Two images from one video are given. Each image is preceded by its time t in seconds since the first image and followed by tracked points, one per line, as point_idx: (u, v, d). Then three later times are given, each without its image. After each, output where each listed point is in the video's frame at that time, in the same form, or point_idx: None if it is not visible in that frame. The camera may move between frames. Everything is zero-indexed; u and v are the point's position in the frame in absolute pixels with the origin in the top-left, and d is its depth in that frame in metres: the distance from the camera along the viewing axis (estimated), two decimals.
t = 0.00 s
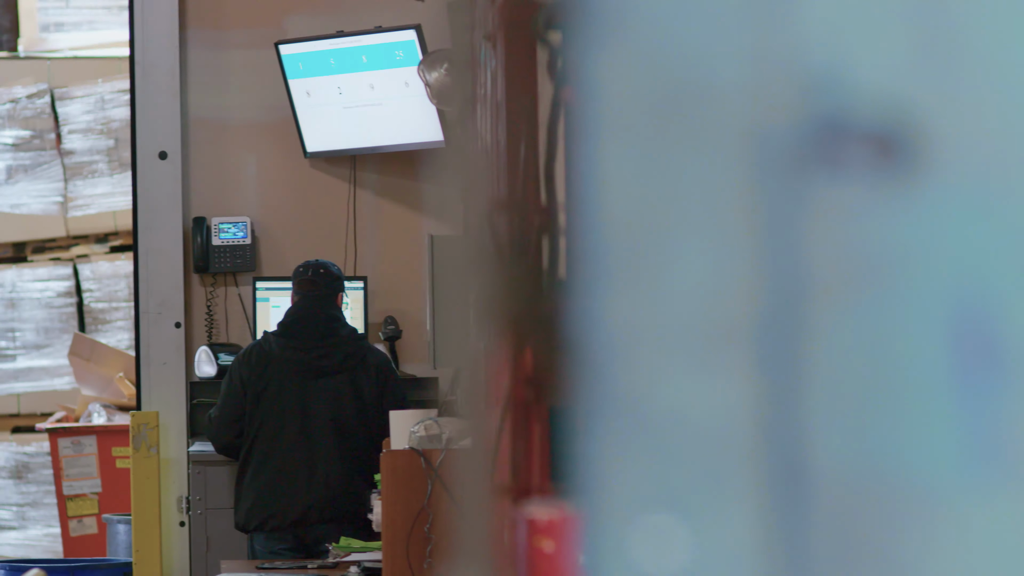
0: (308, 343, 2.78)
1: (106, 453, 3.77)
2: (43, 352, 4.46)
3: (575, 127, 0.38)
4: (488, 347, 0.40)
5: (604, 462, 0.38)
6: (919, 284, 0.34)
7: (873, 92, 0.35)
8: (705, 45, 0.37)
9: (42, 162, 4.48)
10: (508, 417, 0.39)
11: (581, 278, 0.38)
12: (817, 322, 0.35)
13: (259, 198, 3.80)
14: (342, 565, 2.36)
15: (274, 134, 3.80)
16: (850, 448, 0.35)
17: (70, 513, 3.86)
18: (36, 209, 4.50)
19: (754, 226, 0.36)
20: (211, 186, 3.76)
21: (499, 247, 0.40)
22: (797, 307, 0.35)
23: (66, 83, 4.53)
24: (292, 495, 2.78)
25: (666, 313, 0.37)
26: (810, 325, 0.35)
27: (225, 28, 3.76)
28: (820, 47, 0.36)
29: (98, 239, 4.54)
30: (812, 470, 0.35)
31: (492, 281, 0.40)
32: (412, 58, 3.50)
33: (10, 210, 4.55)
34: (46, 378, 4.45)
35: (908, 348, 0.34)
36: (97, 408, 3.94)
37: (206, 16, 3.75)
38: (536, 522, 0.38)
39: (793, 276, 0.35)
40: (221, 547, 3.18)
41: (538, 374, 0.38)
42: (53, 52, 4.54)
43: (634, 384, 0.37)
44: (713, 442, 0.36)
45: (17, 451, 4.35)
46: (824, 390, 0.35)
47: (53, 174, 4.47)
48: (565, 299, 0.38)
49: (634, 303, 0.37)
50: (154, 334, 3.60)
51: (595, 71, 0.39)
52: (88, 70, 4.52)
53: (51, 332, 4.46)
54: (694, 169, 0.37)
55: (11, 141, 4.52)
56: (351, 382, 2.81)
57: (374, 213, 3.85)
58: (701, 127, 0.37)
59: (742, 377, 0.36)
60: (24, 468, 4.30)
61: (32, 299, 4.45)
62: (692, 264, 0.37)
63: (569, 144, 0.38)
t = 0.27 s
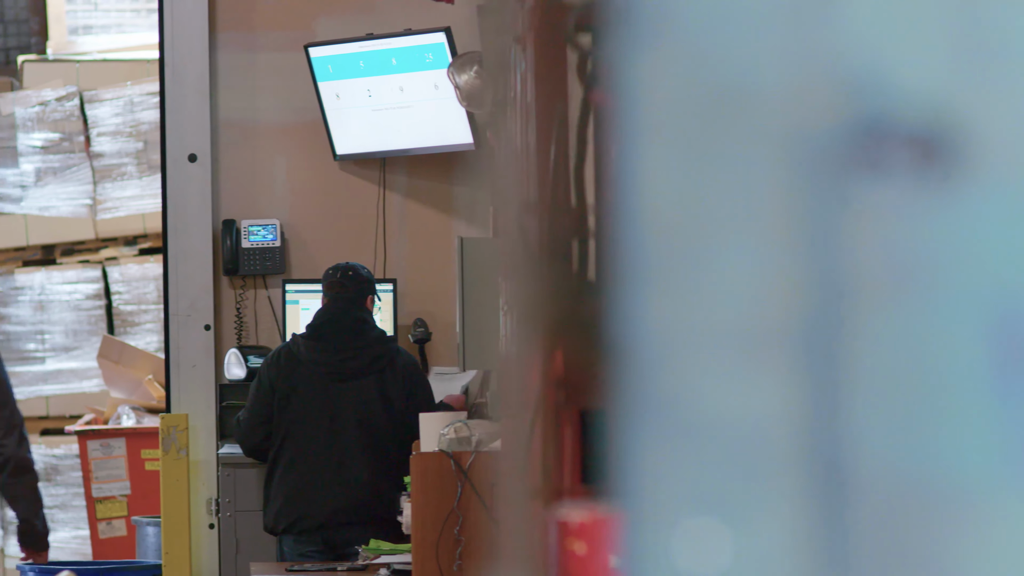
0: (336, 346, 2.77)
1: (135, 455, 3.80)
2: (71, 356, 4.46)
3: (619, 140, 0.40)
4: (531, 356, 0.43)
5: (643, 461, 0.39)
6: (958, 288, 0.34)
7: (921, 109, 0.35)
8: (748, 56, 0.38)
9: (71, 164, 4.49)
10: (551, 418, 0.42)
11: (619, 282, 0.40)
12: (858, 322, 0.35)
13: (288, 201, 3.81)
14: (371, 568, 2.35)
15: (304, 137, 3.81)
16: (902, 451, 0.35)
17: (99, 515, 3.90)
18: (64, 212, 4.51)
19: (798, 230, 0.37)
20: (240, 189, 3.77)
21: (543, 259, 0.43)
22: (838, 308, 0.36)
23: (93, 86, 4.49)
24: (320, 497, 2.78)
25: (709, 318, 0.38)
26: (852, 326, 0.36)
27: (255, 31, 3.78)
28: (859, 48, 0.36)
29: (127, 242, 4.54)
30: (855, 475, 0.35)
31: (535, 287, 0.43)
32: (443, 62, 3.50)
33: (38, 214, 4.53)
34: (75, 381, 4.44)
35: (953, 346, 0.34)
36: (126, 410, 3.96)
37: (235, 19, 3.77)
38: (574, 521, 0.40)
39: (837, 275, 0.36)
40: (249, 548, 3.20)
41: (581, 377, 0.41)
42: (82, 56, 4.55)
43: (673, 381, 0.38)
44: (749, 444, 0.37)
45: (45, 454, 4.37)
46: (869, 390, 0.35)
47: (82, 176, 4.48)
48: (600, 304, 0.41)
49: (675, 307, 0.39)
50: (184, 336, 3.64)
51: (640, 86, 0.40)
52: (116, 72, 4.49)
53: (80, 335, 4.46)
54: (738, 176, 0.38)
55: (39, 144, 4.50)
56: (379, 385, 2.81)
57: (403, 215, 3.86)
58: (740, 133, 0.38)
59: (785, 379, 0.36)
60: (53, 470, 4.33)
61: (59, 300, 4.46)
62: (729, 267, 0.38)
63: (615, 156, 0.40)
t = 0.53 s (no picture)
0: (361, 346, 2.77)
1: (161, 454, 3.83)
2: (97, 355, 4.49)
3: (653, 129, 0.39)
4: (566, 351, 0.43)
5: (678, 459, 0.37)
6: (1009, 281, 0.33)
7: (961, 84, 0.33)
8: (782, 49, 0.36)
9: (96, 164, 4.50)
10: (580, 418, 0.42)
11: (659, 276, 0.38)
12: (899, 317, 0.34)
13: (314, 201, 3.82)
14: (397, 568, 2.34)
15: (330, 136, 3.83)
16: (938, 465, 0.33)
17: (124, 515, 3.92)
18: (90, 211, 4.52)
19: (839, 218, 0.35)
20: (266, 189, 3.78)
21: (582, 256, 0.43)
22: (879, 302, 0.34)
23: (118, 86, 4.49)
24: (345, 497, 2.78)
25: (747, 312, 0.36)
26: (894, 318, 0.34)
27: (281, 31, 3.79)
28: (899, 36, 0.34)
29: (153, 242, 4.53)
30: (896, 475, 0.33)
31: (570, 286, 0.43)
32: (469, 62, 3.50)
33: (63, 213, 4.58)
34: (101, 381, 4.47)
35: (991, 352, 0.33)
36: (151, 409, 4.00)
37: (262, 19, 3.78)
38: (603, 520, 0.40)
39: (880, 267, 0.34)
40: (275, 548, 3.22)
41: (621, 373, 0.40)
42: (106, 54, 4.63)
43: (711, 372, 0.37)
44: (777, 453, 0.35)
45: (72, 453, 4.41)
46: (911, 393, 0.33)
47: (107, 176, 4.50)
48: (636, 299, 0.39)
49: (714, 303, 0.37)
50: (209, 337, 3.62)
51: (675, 72, 0.39)
52: (141, 72, 4.48)
53: (105, 334, 4.49)
54: (776, 163, 0.36)
55: (64, 143, 4.57)
56: (404, 384, 2.80)
57: (429, 215, 3.86)
58: (776, 119, 0.36)
59: (827, 380, 0.35)
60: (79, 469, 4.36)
61: (84, 301, 4.50)
62: (770, 259, 0.36)
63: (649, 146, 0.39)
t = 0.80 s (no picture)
0: (388, 346, 2.78)
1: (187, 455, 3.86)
2: (122, 356, 4.50)
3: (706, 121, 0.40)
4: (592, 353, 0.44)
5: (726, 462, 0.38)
6: None
7: (993, 95, 0.36)
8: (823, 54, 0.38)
9: (121, 165, 4.51)
10: (607, 420, 0.42)
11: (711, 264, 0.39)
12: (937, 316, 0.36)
13: (340, 203, 3.83)
14: (423, 569, 2.33)
15: (356, 138, 3.83)
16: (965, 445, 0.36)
17: (150, 516, 3.94)
18: (116, 213, 4.53)
19: (879, 227, 0.37)
20: (291, 190, 3.79)
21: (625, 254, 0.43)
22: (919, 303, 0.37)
23: (143, 87, 4.53)
24: (372, 498, 2.78)
25: (785, 316, 0.38)
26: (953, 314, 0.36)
27: (306, 31, 3.81)
28: (935, 49, 0.37)
29: (177, 243, 4.57)
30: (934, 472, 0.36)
31: (607, 291, 0.43)
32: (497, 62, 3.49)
33: (89, 214, 4.57)
34: (126, 382, 4.48)
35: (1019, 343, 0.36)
36: (177, 410, 4.04)
37: (287, 20, 3.80)
38: (632, 521, 0.41)
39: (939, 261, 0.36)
40: (301, 549, 3.24)
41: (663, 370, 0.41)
42: (130, 56, 4.64)
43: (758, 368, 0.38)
44: (825, 441, 0.37)
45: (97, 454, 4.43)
46: (946, 388, 0.36)
47: (133, 177, 4.52)
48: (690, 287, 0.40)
49: (753, 298, 0.39)
50: (235, 337, 3.63)
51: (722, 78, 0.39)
52: (167, 74, 4.53)
53: (130, 335, 4.51)
54: (818, 162, 0.38)
55: (90, 144, 4.53)
56: (430, 385, 2.81)
57: (455, 216, 3.86)
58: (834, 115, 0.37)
59: (868, 379, 0.37)
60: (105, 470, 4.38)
61: (110, 303, 4.51)
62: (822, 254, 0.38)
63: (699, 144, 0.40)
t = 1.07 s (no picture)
0: (410, 347, 2.78)
1: (209, 455, 3.89)
2: (144, 356, 4.53)
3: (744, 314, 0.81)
4: (644, 362, 0.84)
5: (757, 465, 0.79)
6: (930, 398, 0.77)
7: (935, 243, 0.78)
8: (835, 217, 0.80)
9: (144, 165, 4.53)
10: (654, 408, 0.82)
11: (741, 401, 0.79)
12: (933, 375, 0.77)
13: (362, 203, 3.83)
14: (446, 569, 2.33)
15: (379, 138, 3.84)
16: (919, 427, 0.77)
17: (172, 515, 3.97)
18: (137, 212, 4.55)
19: (885, 313, 0.79)
20: (314, 190, 3.80)
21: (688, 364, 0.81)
22: (913, 363, 0.78)
23: (165, 87, 4.56)
24: (395, 499, 2.78)
25: (822, 349, 0.79)
26: (936, 398, 0.77)
27: (329, 32, 3.82)
28: (911, 216, 0.78)
29: (199, 243, 4.59)
30: (942, 458, 0.77)
31: (649, 320, 0.84)
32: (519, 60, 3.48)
33: (110, 214, 4.60)
34: (147, 382, 4.51)
35: (949, 369, 0.77)
36: (199, 410, 4.07)
37: (310, 20, 3.81)
38: (659, 522, 0.79)
39: (930, 392, 0.77)
40: (323, 550, 3.24)
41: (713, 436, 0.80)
42: (152, 57, 4.69)
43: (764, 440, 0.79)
44: (850, 430, 0.78)
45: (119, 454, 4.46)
46: (920, 394, 0.77)
47: (155, 177, 4.53)
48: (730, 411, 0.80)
49: (793, 338, 0.80)
50: (259, 338, 3.65)
51: (766, 243, 0.81)
52: (190, 74, 4.59)
53: (152, 336, 4.53)
54: (838, 280, 0.79)
55: (112, 145, 4.56)
56: (454, 385, 2.81)
57: (478, 216, 3.85)
58: (833, 316, 0.79)
59: (882, 396, 0.78)
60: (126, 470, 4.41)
61: (131, 304, 4.53)
62: (830, 392, 0.79)
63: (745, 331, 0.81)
